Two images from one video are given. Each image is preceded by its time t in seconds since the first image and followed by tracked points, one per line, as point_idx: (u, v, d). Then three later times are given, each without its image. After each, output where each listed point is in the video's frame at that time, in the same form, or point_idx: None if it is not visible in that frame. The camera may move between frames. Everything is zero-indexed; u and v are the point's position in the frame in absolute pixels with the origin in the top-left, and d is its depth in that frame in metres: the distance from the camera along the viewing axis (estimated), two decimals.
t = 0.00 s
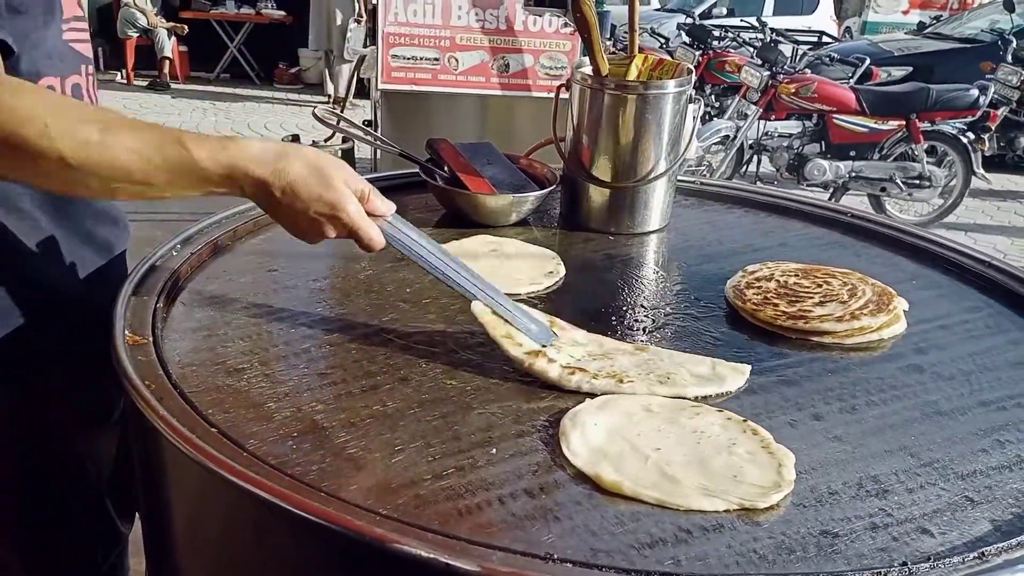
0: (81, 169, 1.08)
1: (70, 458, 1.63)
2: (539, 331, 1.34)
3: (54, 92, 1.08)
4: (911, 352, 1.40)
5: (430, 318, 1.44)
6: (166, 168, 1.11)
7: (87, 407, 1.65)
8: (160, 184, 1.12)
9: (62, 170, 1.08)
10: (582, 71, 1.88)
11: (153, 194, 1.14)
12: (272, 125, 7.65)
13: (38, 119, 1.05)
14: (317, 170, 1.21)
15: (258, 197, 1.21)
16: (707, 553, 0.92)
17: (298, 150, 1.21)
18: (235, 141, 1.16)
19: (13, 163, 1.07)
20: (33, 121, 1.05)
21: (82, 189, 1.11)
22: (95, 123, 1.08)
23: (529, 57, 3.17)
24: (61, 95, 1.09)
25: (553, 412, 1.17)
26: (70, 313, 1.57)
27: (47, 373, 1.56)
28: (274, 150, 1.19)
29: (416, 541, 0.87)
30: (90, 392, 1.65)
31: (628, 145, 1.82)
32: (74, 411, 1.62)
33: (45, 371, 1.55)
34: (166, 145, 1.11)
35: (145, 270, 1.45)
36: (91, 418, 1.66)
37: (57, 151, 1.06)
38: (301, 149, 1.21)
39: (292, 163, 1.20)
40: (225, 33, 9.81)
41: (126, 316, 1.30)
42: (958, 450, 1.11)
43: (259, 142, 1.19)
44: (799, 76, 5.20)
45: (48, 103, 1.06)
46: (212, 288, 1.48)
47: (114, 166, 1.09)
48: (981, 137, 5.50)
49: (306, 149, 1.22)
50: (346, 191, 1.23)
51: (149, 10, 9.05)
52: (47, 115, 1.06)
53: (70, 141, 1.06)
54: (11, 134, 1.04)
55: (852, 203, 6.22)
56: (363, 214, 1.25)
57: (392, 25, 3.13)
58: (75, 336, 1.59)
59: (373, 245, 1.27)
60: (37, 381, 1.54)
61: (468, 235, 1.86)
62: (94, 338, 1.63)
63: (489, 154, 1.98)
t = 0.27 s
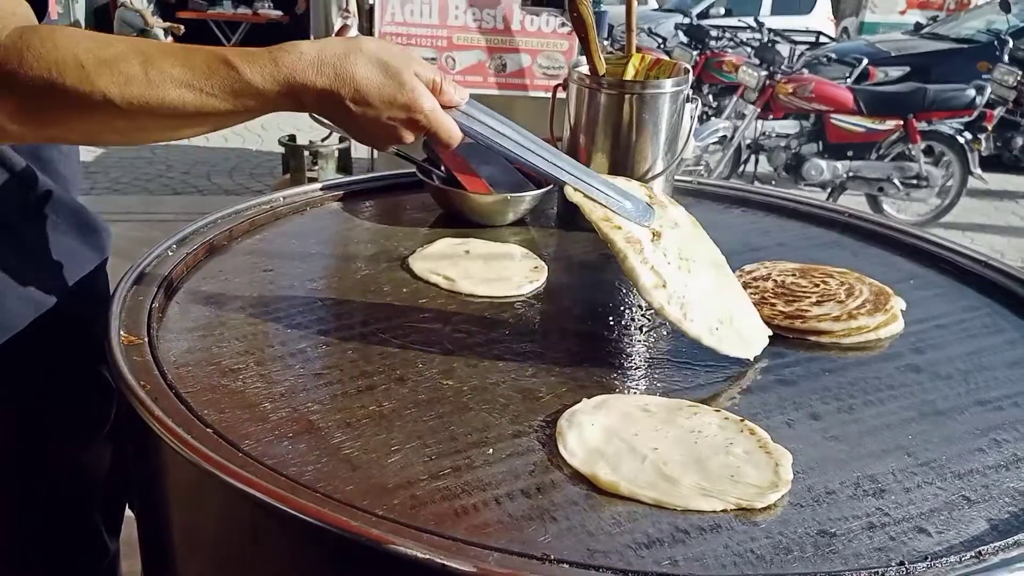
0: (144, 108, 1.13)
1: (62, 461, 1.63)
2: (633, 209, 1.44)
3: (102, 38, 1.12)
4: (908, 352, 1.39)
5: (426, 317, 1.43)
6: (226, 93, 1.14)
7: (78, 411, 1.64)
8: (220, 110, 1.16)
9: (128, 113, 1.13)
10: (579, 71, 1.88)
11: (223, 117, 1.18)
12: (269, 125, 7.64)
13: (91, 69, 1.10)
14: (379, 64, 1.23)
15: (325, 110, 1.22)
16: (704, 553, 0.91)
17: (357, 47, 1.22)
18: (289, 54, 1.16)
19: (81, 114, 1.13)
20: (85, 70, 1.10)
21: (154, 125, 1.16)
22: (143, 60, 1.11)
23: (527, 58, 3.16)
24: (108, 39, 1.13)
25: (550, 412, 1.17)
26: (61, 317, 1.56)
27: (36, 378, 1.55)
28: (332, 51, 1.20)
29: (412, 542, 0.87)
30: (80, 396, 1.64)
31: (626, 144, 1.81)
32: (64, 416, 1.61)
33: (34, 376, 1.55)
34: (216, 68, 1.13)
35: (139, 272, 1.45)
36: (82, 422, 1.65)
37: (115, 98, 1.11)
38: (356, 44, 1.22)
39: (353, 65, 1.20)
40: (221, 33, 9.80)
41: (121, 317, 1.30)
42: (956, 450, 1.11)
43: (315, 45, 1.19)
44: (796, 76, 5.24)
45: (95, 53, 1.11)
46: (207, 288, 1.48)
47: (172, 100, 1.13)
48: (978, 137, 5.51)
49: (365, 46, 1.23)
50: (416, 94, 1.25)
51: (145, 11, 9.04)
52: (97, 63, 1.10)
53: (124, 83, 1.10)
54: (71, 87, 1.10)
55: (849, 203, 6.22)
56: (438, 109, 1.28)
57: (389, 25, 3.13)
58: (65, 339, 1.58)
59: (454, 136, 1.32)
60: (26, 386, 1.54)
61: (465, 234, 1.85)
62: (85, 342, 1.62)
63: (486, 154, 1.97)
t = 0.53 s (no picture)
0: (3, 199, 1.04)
1: (66, 463, 1.63)
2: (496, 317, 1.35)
3: None
4: (911, 348, 1.39)
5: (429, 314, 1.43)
6: (95, 205, 1.08)
7: (82, 416, 1.63)
8: (88, 219, 1.09)
9: None
10: (580, 68, 1.87)
11: (87, 229, 1.11)
12: (270, 124, 7.64)
13: None
14: (257, 209, 1.17)
15: (195, 243, 1.16)
16: (708, 549, 0.91)
17: (235, 189, 1.17)
18: (172, 181, 1.12)
19: None
20: None
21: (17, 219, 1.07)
22: (19, 151, 1.04)
23: (528, 55, 3.14)
24: None
25: (552, 410, 1.17)
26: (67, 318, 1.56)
27: (39, 382, 1.54)
28: (211, 189, 1.14)
29: (415, 540, 0.87)
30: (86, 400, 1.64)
31: (628, 142, 1.81)
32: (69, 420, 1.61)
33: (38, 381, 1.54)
34: (95, 176, 1.08)
35: (141, 271, 1.44)
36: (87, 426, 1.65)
37: None
38: (235, 189, 1.16)
39: (230, 207, 1.15)
40: (222, 32, 9.80)
41: (123, 316, 1.30)
42: (959, 445, 1.11)
43: (197, 183, 1.14)
44: (799, 73, 5.22)
45: None
46: (209, 286, 1.48)
47: (39, 197, 1.05)
48: (980, 133, 5.49)
49: (245, 189, 1.18)
50: (288, 228, 1.19)
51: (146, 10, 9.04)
52: None
53: None
54: None
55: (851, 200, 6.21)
56: (313, 245, 1.22)
57: (389, 22, 3.16)
58: (70, 343, 1.57)
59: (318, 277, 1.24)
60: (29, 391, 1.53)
61: (467, 233, 1.85)
62: (87, 344, 1.61)
63: (487, 152, 1.97)
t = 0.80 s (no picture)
0: (81, 225, 1.02)
1: (64, 464, 1.61)
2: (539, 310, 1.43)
3: (52, 142, 1.01)
4: (911, 348, 1.40)
5: (430, 315, 1.44)
6: (165, 228, 1.07)
7: (78, 415, 1.62)
8: (158, 241, 1.08)
9: (58, 228, 1.02)
10: (581, 68, 1.87)
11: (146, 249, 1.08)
12: (270, 124, 7.64)
13: (38, 174, 0.98)
14: (314, 223, 1.20)
15: (256, 257, 1.18)
16: (710, 549, 0.92)
17: (290, 207, 1.19)
18: (238, 202, 1.14)
19: (22, 218, 1.00)
20: (39, 177, 0.98)
21: (75, 242, 1.04)
22: (98, 178, 1.02)
23: (528, 55, 3.15)
24: (59, 146, 1.02)
25: (554, 409, 1.17)
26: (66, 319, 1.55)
27: (40, 383, 1.52)
28: (267, 208, 1.16)
29: (417, 539, 0.87)
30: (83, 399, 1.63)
31: (628, 142, 1.81)
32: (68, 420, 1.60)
33: (38, 382, 1.52)
34: (167, 199, 1.07)
35: (142, 270, 1.44)
36: (84, 426, 1.64)
37: (59, 207, 1.00)
38: (289, 208, 1.19)
39: (287, 222, 1.17)
40: (222, 32, 9.80)
41: (125, 315, 1.30)
42: (960, 445, 1.11)
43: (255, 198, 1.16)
44: (798, 73, 5.20)
45: (52, 159, 0.99)
46: (211, 285, 1.48)
47: (118, 223, 1.03)
48: (980, 134, 5.50)
49: (299, 207, 1.20)
50: (343, 240, 1.23)
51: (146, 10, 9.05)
52: (46, 167, 0.99)
53: (71, 196, 1.00)
54: (18, 190, 0.97)
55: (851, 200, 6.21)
56: (364, 254, 1.26)
57: (389, 23, 3.16)
58: (67, 343, 1.56)
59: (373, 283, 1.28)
60: (31, 392, 1.51)
61: (468, 233, 1.85)
62: (81, 342, 1.60)
63: (488, 152, 1.97)
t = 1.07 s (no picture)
0: (273, 194, 1.19)
1: (66, 468, 1.54)
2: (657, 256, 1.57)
3: (235, 128, 1.17)
4: (913, 349, 1.40)
5: (432, 316, 1.44)
6: (337, 188, 1.24)
7: (79, 414, 1.55)
8: (333, 198, 1.26)
9: (254, 199, 1.19)
10: (583, 70, 1.88)
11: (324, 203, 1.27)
12: (273, 124, 7.66)
13: (234, 159, 1.14)
14: (458, 167, 1.39)
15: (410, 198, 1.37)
16: (711, 550, 0.92)
17: (437, 155, 1.37)
18: (396, 155, 1.31)
19: (221, 194, 1.17)
20: (235, 161, 1.15)
21: (267, 209, 1.22)
22: (282, 153, 1.19)
23: (530, 56, 3.16)
24: (244, 129, 1.18)
25: (555, 411, 1.17)
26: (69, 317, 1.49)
27: (43, 382, 1.46)
28: (419, 159, 1.34)
29: (420, 540, 0.87)
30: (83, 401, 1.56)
31: (629, 144, 1.81)
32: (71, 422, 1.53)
33: (41, 381, 1.45)
34: (342, 165, 1.24)
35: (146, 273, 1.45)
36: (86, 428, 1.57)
37: (253, 184, 1.17)
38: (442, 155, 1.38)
39: (435, 169, 1.36)
40: (225, 33, 9.82)
41: (128, 316, 1.31)
42: (962, 447, 1.11)
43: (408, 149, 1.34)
44: (800, 74, 5.21)
45: (241, 145, 1.15)
46: (214, 287, 1.48)
47: (306, 188, 1.21)
48: (982, 134, 5.49)
49: (444, 153, 1.39)
50: (481, 186, 1.41)
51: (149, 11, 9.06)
52: (241, 152, 1.15)
53: (264, 172, 1.17)
54: (222, 172, 1.14)
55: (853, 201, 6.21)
56: (501, 198, 1.45)
57: (392, 24, 3.13)
58: (69, 342, 1.50)
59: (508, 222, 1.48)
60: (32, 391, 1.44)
61: (470, 234, 1.85)
62: (81, 335, 1.53)
63: (490, 153, 1.97)
